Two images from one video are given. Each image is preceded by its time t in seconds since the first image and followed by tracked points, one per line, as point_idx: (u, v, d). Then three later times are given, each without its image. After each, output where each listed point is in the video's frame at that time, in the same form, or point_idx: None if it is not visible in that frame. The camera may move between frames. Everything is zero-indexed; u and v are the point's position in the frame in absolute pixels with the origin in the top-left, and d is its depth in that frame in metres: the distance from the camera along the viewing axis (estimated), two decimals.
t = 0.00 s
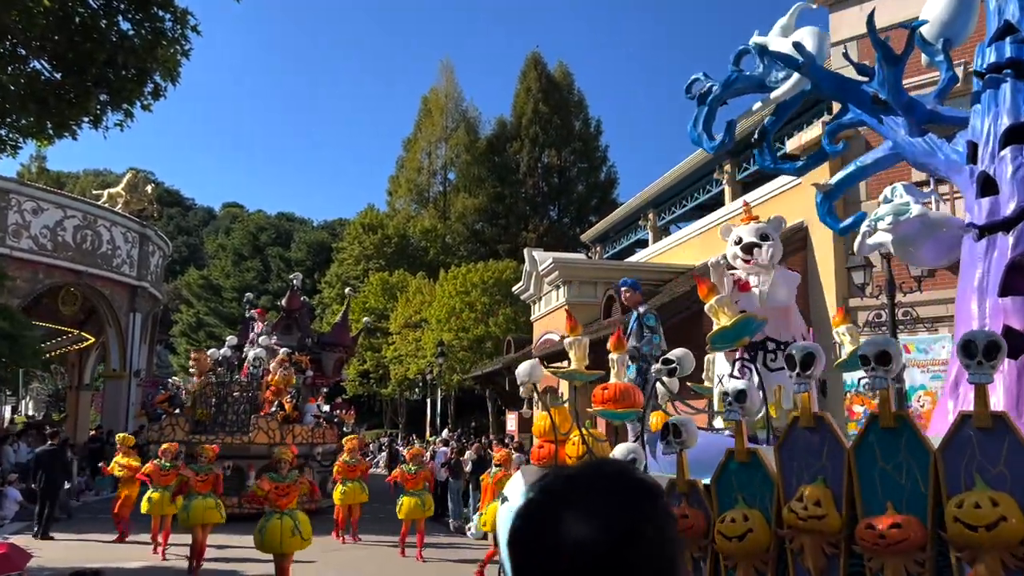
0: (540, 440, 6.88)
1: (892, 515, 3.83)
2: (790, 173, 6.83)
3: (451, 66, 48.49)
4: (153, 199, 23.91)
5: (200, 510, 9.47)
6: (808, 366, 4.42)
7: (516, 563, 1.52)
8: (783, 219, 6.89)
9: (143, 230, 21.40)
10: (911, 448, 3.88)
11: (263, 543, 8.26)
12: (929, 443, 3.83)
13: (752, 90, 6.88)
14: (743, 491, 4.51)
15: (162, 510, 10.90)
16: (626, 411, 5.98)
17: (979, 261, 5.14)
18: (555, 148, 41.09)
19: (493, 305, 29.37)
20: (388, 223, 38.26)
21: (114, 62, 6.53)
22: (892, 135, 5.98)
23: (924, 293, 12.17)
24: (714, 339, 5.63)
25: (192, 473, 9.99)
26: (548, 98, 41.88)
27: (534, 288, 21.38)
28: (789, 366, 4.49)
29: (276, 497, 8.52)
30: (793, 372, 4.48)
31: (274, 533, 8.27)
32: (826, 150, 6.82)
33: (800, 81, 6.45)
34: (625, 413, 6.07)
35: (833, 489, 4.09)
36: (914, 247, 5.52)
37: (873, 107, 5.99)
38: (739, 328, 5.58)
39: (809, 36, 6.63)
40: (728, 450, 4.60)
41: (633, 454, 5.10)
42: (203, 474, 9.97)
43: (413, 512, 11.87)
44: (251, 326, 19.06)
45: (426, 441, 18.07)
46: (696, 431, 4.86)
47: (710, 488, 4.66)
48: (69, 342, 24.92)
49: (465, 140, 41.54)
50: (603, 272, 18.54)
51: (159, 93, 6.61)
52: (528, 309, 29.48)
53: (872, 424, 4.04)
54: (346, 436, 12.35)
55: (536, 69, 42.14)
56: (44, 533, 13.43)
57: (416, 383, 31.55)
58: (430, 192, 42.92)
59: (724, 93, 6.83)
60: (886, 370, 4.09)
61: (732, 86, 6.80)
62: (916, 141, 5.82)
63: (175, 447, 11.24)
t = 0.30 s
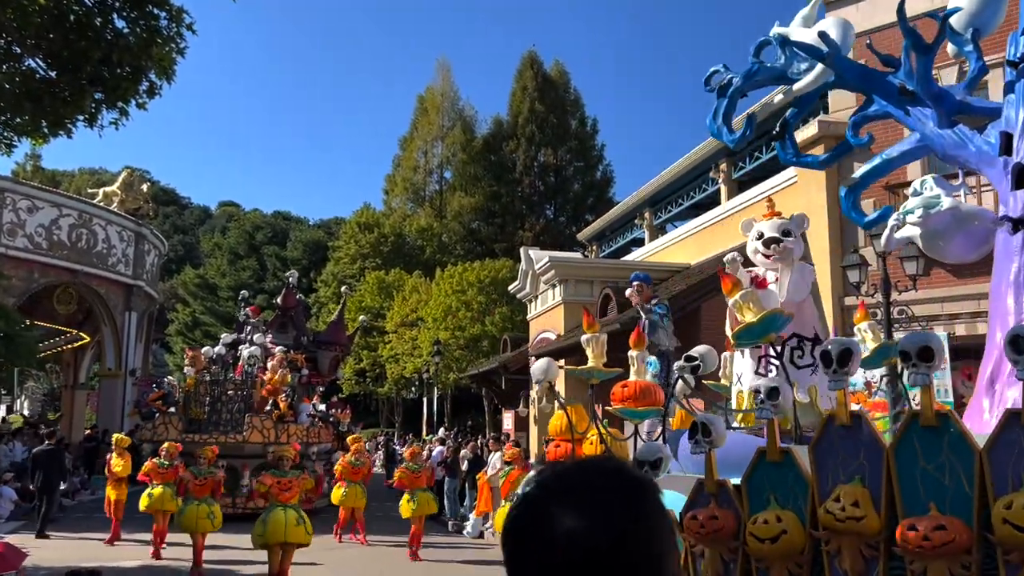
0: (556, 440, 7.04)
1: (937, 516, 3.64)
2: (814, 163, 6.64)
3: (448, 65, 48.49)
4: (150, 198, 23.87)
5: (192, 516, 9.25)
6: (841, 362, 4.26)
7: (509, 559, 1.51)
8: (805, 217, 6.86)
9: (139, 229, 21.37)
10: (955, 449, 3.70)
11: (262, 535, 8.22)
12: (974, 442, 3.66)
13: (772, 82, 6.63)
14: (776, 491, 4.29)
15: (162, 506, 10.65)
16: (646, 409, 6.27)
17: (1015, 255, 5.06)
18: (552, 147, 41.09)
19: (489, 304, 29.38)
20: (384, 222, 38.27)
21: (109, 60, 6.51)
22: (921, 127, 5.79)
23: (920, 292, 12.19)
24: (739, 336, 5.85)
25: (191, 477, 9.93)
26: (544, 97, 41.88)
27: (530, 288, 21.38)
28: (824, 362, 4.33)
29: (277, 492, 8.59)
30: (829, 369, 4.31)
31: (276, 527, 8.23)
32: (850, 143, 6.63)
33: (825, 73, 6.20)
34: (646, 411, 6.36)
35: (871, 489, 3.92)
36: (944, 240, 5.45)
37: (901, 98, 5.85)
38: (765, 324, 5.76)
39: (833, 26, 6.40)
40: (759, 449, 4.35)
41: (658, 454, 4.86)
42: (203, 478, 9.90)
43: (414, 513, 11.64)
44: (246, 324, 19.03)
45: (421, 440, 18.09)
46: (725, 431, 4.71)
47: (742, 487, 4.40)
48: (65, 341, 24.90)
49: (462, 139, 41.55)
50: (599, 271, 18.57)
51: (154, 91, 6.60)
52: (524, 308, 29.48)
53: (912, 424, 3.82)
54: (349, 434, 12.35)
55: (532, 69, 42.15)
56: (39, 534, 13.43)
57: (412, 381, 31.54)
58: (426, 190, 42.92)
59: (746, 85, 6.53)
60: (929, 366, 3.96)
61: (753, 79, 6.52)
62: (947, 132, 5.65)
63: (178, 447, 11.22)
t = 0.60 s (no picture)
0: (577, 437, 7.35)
1: (986, 518, 3.59)
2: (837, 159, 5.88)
3: (444, 63, 48.45)
4: (145, 196, 23.79)
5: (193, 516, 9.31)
6: (872, 358, 4.23)
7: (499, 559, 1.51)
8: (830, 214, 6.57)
9: (134, 228, 21.32)
10: (1003, 447, 3.62)
11: (272, 539, 8.13)
12: None
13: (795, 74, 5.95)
14: (812, 491, 4.29)
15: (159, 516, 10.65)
16: (668, 408, 6.51)
17: None
18: (548, 145, 41.03)
19: (486, 303, 29.37)
20: (381, 220, 38.29)
21: (103, 59, 6.49)
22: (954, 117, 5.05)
23: (915, 289, 12.16)
24: (767, 332, 5.64)
25: (191, 476, 9.85)
26: (540, 95, 41.83)
27: (527, 286, 21.36)
28: (864, 359, 4.27)
29: (281, 490, 8.49)
30: (869, 366, 4.25)
31: (286, 526, 8.22)
32: (877, 134, 5.73)
33: (853, 63, 5.44)
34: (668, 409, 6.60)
35: (916, 491, 3.87)
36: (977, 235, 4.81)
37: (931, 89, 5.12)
38: (794, 320, 5.58)
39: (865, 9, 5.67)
40: (794, 447, 4.36)
41: (688, 454, 4.85)
42: (201, 477, 9.86)
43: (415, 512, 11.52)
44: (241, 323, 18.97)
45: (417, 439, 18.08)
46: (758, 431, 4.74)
47: (777, 487, 4.41)
48: (60, 340, 24.86)
49: (458, 137, 41.50)
50: (595, 270, 18.58)
51: (149, 90, 6.57)
52: (521, 307, 29.48)
53: (960, 423, 3.77)
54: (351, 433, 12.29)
55: (528, 67, 42.06)
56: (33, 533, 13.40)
57: (409, 380, 31.53)
58: (423, 189, 42.88)
59: (767, 78, 5.78)
60: (978, 362, 3.93)
61: (776, 70, 5.75)
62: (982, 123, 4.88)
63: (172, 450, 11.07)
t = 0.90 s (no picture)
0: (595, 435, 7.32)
1: None
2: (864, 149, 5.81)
3: (440, 61, 48.38)
4: (140, 195, 23.73)
5: (198, 515, 9.14)
6: (915, 352, 3.92)
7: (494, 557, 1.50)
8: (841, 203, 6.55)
9: (130, 227, 21.27)
10: None
11: (282, 550, 8.11)
12: None
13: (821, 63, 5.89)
14: (851, 490, 4.13)
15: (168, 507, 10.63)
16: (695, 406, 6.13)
17: None
18: (544, 144, 40.98)
19: (482, 301, 29.35)
20: (377, 219, 38.36)
21: (97, 58, 6.47)
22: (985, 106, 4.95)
23: (911, 286, 12.13)
24: (799, 328, 5.54)
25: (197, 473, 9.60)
26: (536, 94, 41.78)
27: (523, 285, 21.34)
28: (907, 354, 3.96)
29: (291, 496, 8.33)
30: (913, 362, 3.93)
31: (296, 535, 8.21)
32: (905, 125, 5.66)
33: (879, 52, 5.38)
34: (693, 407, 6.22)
35: (963, 491, 3.72)
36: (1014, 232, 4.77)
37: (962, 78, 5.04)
38: (825, 314, 5.47)
39: None
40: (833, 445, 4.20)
41: (720, 451, 4.48)
42: (208, 473, 9.62)
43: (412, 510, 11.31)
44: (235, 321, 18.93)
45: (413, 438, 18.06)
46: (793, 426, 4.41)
47: (814, 487, 4.24)
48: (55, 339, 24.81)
49: (455, 136, 41.48)
50: (591, 268, 18.60)
51: (144, 88, 6.56)
52: (517, 305, 29.47)
53: (1011, 420, 3.62)
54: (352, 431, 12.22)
55: (525, 65, 41.98)
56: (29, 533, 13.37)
57: (405, 379, 31.53)
58: (419, 187, 42.85)
59: (792, 67, 5.76)
60: None
61: (800, 58, 5.71)
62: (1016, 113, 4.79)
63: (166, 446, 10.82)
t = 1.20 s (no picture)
0: (614, 436, 7.21)
1: None
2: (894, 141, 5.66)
3: (436, 61, 48.34)
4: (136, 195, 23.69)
5: (201, 517, 9.10)
6: (965, 348, 3.49)
7: (484, 560, 1.50)
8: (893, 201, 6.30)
9: (125, 226, 21.24)
10: None
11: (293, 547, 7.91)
12: None
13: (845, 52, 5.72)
14: (892, 491, 3.86)
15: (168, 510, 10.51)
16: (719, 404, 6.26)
17: None
18: (541, 143, 40.94)
19: (478, 301, 29.36)
20: (373, 218, 38.41)
21: (90, 56, 6.45)
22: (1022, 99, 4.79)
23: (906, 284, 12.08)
24: (831, 322, 5.74)
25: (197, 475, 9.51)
26: (533, 93, 41.72)
27: (518, 284, 21.34)
28: (956, 350, 3.52)
29: (295, 493, 8.33)
30: (963, 357, 3.49)
31: (304, 529, 7.99)
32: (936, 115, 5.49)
33: (907, 41, 5.10)
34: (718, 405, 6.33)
35: (1016, 491, 3.39)
36: None
37: (997, 69, 4.86)
38: (857, 309, 5.64)
39: None
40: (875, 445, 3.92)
41: (754, 451, 4.15)
42: (208, 477, 9.45)
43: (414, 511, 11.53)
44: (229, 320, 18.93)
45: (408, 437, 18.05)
46: (830, 424, 4.09)
47: (855, 488, 3.96)
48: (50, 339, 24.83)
49: (450, 135, 41.53)
50: (586, 267, 18.59)
51: (137, 88, 6.55)
52: (513, 305, 29.50)
53: None
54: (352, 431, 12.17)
55: (521, 65, 41.94)
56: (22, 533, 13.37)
57: (401, 378, 31.55)
58: (415, 186, 42.87)
59: (816, 58, 5.55)
60: None
61: (825, 50, 5.48)
62: None
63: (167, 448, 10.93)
